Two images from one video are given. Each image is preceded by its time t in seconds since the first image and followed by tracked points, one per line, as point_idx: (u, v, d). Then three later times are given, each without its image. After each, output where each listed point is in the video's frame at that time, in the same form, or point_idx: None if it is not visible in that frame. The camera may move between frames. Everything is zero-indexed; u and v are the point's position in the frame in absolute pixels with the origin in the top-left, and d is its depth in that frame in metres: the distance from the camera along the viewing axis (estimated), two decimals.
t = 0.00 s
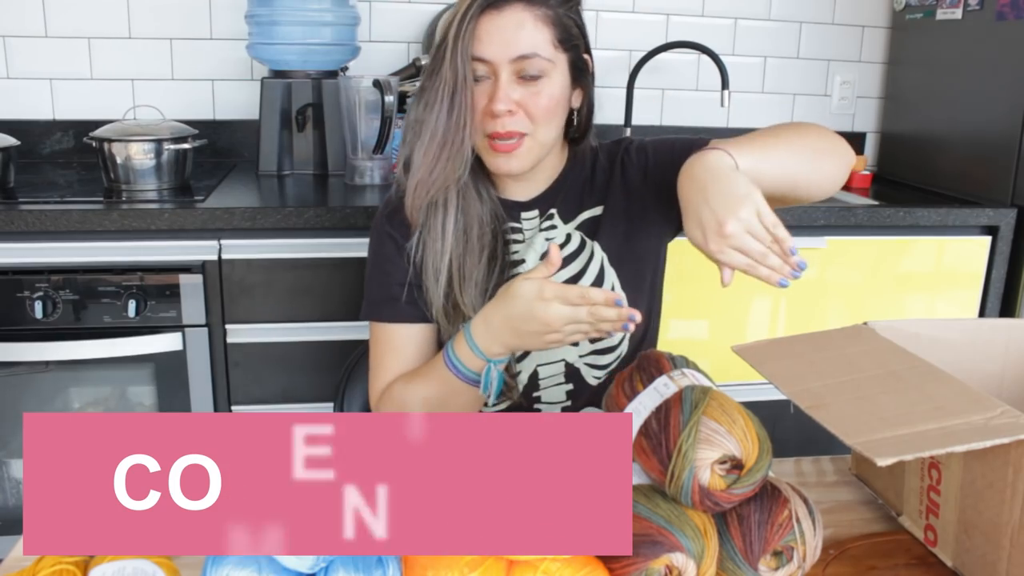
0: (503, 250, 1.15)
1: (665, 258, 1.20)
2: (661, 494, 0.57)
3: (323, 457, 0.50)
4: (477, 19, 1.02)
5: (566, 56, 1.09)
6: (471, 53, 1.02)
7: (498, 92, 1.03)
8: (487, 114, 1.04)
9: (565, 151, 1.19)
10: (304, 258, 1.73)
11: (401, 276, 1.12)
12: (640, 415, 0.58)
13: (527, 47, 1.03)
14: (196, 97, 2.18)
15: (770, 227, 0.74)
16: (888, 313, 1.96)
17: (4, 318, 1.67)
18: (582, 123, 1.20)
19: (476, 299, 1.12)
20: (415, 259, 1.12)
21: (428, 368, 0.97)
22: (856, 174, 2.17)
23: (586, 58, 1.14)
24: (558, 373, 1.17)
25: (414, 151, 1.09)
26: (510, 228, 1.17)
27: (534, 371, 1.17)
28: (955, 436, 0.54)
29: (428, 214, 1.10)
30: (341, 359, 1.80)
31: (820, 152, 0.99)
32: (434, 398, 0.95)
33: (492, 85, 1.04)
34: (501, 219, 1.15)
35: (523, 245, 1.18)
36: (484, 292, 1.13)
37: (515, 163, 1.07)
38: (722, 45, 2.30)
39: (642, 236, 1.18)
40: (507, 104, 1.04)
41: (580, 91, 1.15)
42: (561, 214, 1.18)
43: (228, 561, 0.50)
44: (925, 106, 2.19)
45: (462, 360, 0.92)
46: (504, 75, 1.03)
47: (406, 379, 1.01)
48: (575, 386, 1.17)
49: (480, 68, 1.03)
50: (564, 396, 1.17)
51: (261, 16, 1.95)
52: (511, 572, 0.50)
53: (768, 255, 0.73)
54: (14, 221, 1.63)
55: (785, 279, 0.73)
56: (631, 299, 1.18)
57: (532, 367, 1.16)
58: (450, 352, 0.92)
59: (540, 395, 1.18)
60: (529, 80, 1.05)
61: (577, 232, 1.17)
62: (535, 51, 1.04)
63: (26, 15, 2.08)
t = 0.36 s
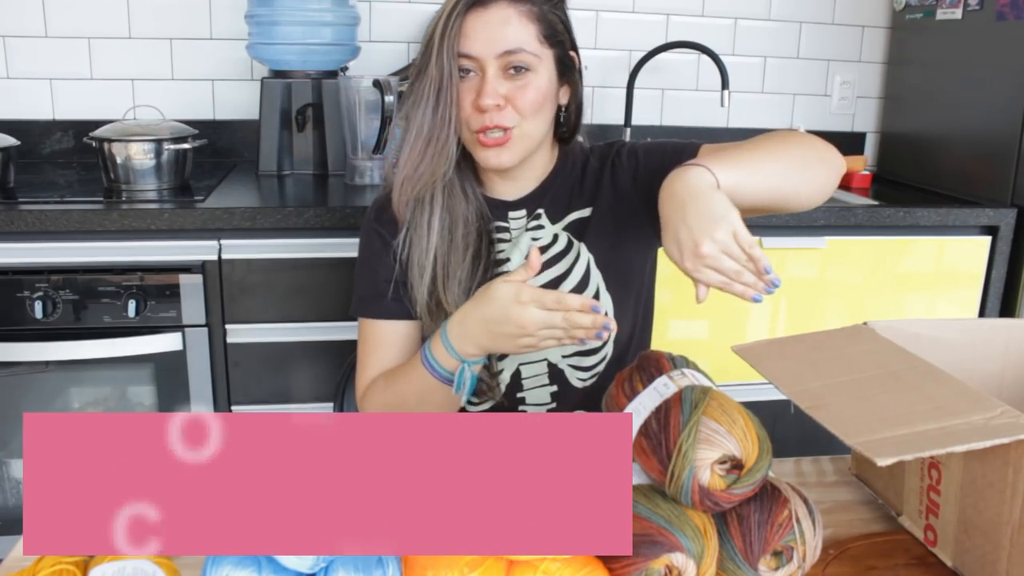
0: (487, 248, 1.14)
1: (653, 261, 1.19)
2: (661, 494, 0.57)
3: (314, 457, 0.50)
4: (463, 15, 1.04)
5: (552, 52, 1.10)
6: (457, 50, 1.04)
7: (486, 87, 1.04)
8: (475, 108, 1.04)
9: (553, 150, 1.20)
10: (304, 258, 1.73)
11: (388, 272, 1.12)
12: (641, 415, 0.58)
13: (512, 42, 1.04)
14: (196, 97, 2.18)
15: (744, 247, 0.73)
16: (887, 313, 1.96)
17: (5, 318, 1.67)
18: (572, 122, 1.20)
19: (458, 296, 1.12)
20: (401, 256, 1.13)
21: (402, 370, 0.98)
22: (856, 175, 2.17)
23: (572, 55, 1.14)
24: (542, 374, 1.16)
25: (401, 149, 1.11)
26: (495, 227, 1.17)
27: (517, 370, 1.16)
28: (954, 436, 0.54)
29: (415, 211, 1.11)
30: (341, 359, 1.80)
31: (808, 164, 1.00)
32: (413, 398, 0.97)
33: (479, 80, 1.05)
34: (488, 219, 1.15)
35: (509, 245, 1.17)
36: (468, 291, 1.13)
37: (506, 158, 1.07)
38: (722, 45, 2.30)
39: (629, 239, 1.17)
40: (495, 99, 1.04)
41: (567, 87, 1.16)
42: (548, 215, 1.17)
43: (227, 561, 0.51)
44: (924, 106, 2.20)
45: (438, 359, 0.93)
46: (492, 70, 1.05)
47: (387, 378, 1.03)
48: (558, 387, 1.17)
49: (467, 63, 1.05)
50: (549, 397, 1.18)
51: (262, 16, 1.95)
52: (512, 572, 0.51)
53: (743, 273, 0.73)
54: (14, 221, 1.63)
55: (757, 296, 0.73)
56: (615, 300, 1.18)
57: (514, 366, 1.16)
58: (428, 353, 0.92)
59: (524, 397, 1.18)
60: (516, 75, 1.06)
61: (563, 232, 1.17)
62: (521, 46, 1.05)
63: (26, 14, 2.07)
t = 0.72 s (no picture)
0: (493, 252, 1.13)
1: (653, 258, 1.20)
2: (661, 495, 0.57)
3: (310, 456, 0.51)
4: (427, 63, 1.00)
5: (526, 63, 1.05)
6: (429, 96, 1.01)
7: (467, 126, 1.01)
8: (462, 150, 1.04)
9: (547, 144, 1.20)
10: (303, 258, 1.73)
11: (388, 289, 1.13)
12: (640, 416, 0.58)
13: (486, 77, 1.00)
14: (196, 97, 2.18)
15: (691, 184, 0.73)
16: (887, 313, 1.96)
17: (5, 318, 1.67)
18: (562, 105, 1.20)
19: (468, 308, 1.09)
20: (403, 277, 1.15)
21: (370, 331, 0.92)
22: (856, 175, 2.17)
23: (545, 48, 1.10)
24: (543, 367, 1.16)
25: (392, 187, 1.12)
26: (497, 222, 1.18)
27: (518, 362, 1.16)
28: (955, 436, 0.54)
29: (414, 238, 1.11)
30: (341, 359, 1.80)
31: (811, 163, 1.02)
32: (392, 357, 0.91)
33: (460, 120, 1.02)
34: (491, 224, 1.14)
35: (510, 238, 1.18)
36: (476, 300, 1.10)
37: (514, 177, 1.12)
38: (722, 45, 2.30)
39: (631, 234, 1.19)
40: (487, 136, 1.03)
41: (549, 80, 1.13)
42: (548, 209, 1.19)
43: (227, 561, 0.51)
44: (925, 106, 2.20)
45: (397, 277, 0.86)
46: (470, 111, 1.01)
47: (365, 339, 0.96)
48: (559, 378, 1.17)
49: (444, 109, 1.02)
50: (549, 389, 1.17)
51: (261, 16, 1.95)
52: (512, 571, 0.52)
53: (684, 207, 0.72)
54: (14, 221, 1.63)
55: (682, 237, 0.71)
56: (616, 293, 1.18)
57: (517, 358, 1.15)
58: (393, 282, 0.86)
59: (524, 390, 1.17)
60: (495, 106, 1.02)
61: (565, 226, 1.18)
62: (494, 79, 1.00)
63: (26, 14, 2.07)
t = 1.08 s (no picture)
0: (505, 257, 1.15)
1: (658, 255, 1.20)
2: (661, 495, 0.57)
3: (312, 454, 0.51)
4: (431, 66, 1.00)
5: (524, 67, 1.06)
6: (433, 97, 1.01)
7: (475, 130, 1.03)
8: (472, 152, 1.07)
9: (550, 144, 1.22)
10: (303, 258, 1.73)
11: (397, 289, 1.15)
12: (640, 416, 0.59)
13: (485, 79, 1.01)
14: (196, 97, 2.18)
15: (648, 105, 0.83)
16: (887, 313, 1.96)
17: (5, 318, 1.67)
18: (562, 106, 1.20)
19: (481, 310, 1.12)
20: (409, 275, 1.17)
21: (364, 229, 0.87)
22: (856, 174, 2.17)
23: (543, 50, 1.11)
24: (550, 360, 1.16)
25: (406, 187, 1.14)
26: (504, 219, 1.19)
27: (525, 355, 1.16)
28: (955, 436, 0.54)
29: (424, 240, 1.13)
30: (341, 359, 1.80)
31: (811, 154, 1.04)
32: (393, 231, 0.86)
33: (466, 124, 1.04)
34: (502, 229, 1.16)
35: (517, 236, 1.19)
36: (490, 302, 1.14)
37: (518, 180, 1.16)
38: (722, 45, 2.30)
39: (637, 229, 1.19)
40: (489, 139, 1.05)
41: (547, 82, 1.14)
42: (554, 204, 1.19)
43: (227, 561, 0.51)
44: (924, 106, 2.20)
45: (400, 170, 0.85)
46: (475, 113, 1.02)
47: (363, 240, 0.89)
48: (564, 373, 1.16)
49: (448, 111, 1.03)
50: (553, 382, 1.17)
51: (261, 16, 1.95)
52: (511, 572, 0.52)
53: (632, 117, 0.82)
54: (14, 221, 1.62)
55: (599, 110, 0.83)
56: (622, 288, 1.17)
57: (523, 351, 1.16)
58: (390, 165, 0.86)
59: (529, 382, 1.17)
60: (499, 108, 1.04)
61: (571, 223, 1.18)
62: (493, 81, 1.02)
63: (27, 14, 2.07)
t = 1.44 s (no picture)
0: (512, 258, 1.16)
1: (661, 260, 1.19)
2: (661, 495, 0.57)
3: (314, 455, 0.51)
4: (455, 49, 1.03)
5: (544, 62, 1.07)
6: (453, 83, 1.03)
7: (494, 119, 1.03)
8: (488, 141, 1.05)
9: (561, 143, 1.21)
10: (303, 258, 1.73)
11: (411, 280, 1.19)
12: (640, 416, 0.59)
13: (506, 64, 1.02)
14: (195, 97, 2.18)
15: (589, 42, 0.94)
16: (887, 313, 1.96)
17: (5, 318, 1.67)
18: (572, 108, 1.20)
19: (488, 309, 1.14)
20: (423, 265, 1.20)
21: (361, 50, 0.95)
22: (856, 175, 2.18)
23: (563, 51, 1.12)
24: (541, 348, 1.16)
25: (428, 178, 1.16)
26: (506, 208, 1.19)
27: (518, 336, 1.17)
28: (955, 436, 0.54)
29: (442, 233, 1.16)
30: (341, 359, 1.81)
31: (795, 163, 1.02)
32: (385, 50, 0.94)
33: (484, 113, 1.04)
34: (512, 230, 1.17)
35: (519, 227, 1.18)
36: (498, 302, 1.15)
37: (530, 178, 1.13)
38: (722, 45, 2.30)
39: (641, 230, 1.18)
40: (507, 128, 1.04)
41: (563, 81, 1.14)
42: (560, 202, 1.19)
43: (227, 561, 0.51)
44: (924, 106, 2.20)
45: None
46: (494, 99, 1.02)
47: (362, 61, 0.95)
48: (554, 364, 1.16)
49: (468, 97, 1.03)
50: (543, 372, 1.17)
51: (261, 16, 1.96)
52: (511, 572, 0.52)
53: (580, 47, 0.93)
54: (14, 221, 1.62)
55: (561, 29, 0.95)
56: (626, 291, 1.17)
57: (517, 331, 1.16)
58: None
59: (518, 367, 1.17)
60: (518, 98, 1.04)
61: (578, 220, 1.18)
62: (516, 67, 1.03)
63: (27, 15, 2.07)
